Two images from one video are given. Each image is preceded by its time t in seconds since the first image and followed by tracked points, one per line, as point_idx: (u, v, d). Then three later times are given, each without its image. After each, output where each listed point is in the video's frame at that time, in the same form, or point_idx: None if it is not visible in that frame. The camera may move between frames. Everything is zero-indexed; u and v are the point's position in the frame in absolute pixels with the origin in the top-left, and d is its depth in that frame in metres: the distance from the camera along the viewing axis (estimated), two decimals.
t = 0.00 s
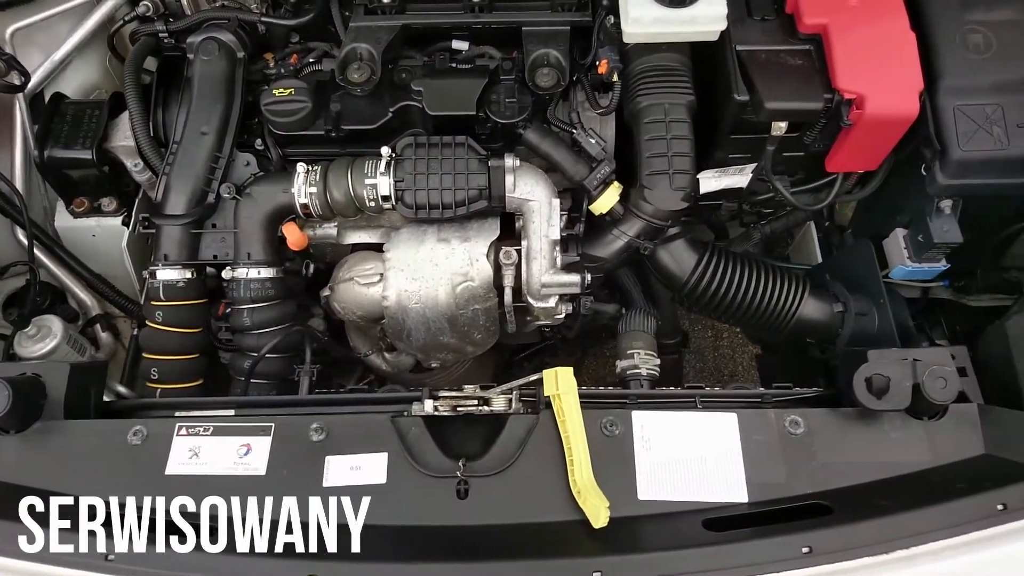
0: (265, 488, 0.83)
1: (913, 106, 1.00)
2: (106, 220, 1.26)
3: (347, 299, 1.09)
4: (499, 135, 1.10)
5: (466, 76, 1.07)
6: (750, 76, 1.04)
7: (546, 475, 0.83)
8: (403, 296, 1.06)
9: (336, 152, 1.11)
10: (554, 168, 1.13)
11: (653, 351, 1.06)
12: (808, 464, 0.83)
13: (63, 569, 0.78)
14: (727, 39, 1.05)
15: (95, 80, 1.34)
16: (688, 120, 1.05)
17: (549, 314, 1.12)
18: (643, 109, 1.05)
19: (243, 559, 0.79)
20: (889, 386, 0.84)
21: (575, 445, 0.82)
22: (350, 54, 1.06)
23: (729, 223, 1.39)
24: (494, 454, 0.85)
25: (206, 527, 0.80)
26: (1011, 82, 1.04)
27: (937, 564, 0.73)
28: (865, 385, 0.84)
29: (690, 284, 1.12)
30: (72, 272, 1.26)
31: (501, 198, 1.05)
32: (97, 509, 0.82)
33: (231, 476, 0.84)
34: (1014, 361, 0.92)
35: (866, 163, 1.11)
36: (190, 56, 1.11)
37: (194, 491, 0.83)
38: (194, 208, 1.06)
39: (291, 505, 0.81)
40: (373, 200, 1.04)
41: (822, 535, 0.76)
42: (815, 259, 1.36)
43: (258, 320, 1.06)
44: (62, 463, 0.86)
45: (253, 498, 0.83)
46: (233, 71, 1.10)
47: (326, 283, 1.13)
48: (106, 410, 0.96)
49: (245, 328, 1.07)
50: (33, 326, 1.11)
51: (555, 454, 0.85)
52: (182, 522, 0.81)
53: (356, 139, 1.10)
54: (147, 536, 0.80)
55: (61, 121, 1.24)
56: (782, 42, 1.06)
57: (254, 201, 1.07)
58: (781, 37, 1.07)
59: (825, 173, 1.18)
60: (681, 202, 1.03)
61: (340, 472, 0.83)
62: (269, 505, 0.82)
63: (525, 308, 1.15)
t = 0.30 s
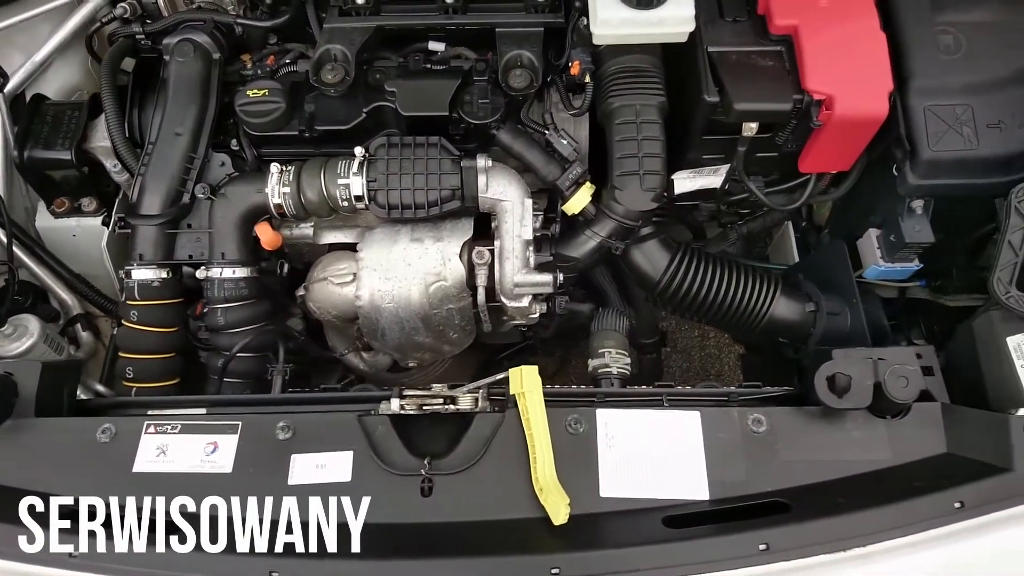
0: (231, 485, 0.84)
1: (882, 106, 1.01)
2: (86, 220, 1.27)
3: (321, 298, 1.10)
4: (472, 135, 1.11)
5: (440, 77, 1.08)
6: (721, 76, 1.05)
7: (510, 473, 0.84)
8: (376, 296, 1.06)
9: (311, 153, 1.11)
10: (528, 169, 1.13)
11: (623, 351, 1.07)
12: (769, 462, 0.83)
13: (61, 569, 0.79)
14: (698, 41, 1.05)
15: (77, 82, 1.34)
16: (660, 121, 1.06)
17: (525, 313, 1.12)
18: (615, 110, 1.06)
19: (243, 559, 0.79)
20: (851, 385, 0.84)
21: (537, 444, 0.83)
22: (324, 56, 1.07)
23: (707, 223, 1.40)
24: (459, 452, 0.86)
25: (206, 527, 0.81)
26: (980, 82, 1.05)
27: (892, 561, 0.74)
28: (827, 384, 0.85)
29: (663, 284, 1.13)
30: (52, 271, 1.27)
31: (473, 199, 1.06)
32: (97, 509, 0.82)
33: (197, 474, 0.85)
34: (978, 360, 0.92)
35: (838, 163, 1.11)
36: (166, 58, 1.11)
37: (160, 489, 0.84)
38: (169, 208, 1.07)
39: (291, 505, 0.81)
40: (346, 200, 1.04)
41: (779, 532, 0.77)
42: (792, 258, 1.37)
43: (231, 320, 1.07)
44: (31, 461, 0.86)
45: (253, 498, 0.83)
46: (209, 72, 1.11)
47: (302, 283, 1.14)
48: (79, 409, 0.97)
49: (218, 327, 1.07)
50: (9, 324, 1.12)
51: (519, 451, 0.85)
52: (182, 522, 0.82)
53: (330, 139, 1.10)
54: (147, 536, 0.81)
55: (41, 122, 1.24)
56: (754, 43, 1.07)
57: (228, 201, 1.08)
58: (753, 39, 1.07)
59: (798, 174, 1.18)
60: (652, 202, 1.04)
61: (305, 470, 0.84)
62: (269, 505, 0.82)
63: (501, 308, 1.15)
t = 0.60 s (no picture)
0: (193, 482, 0.85)
1: (848, 106, 1.01)
2: (63, 219, 1.28)
3: (292, 297, 1.10)
4: (443, 134, 1.11)
5: (411, 76, 1.08)
6: (689, 76, 1.05)
7: (470, 469, 0.84)
8: (346, 295, 1.06)
9: (284, 151, 1.12)
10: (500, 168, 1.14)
11: (593, 349, 1.08)
12: (727, 459, 0.84)
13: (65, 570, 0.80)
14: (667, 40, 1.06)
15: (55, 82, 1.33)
16: (628, 121, 1.06)
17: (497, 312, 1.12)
18: (584, 109, 1.06)
19: (243, 559, 0.80)
20: (809, 382, 0.85)
21: (497, 440, 0.84)
22: (295, 55, 1.08)
23: (683, 223, 1.41)
24: (421, 450, 0.86)
25: (206, 527, 0.82)
26: (948, 81, 1.05)
27: (847, 557, 0.75)
28: (786, 381, 0.86)
29: (633, 282, 1.14)
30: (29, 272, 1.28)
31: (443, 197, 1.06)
32: (97, 509, 0.83)
33: (160, 471, 0.85)
34: (941, 357, 0.93)
35: (808, 162, 1.12)
36: (139, 57, 1.12)
37: (123, 486, 0.85)
38: (141, 206, 1.07)
39: (291, 505, 0.82)
40: (316, 198, 1.05)
41: (734, 528, 0.77)
42: (767, 257, 1.37)
43: (202, 318, 1.07)
44: None
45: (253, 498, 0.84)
46: (182, 71, 1.11)
47: (274, 282, 1.14)
48: (48, 406, 0.97)
49: (189, 325, 1.08)
50: None
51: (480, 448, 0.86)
52: (182, 522, 0.82)
53: (302, 138, 1.11)
54: (147, 536, 0.82)
55: (17, 122, 1.25)
56: (723, 43, 1.07)
57: (199, 199, 1.08)
58: (722, 38, 1.08)
59: (770, 173, 1.19)
60: (620, 201, 1.05)
61: (267, 467, 0.85)
62: (269, 504, 0.82)
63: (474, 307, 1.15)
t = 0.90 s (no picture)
0: (157, 477, 0.85)
1: (815, 104, 1.01)
2: (41, 217, 1.26)
3: (263, 295, 1.11)
4: (414, 132, 1.12)
5: (382, 75, 1.09)
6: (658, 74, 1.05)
7: (431, 465, 0.85)
8: (316, 293, 1.06)
9: (256, 149, 1.13)
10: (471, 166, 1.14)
11: (563, 346, 1.08)
12: (686, 455, 0.84)
13: (67, 570, 0.80)
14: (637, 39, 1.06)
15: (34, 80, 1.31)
16: (598, 119, 1.06)
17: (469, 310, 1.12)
18: (554, 108, 1.07)
19: (243, 559, 0.80)
20: (770, 379, 0.85)
21: (458, 438, 0.84)
22: (266, 53, 1.08)
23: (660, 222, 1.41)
24: (383, 446, 0.86)
25: (207, 527, 0.82)
26: (917, 80, 1.05)
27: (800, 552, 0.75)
28: (746, 377, 0.86)
29: (605, 280, 1.15)
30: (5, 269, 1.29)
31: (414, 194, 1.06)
32: (97, 509, 0.83)
33: (124, 466, 0.86)
34: (905, 355, 0.93)
35: (777, 161, 1.12)
36: (112, 55, 1.13)
37: (87, 481, 0.85)
38: (113, 204, 1.08)
39: (291, 504, 0.82)
40: (287, 195, 1.05)
41: (688, 523, 0.78)
42: (742, 254, 1.37)
43: (174, 315, 1.08)
44: None
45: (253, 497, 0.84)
46: (155, 70, 1.12)
47: (247, 279, 1.15)
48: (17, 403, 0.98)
49: (160, 323, 1.09)
50: None
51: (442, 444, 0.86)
52: (182, 522, 0.82)
53: (274, 136, 1.11)
54: (147, 536, 0.82)
55: None
56: (692, 42, 1.08)
57: (171, 197, 1.08)
58: (692, 37, 1.08)
59: (742, 171, 1.19)
60: (589, 199, 1.05)
61: (230, 463, 0.85)
62: (269, 503, 0.83)
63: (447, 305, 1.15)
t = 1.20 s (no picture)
0: (117, 473, 0.85)
1: (783, 102, 1.01)
2: (14, 214, 1.24)
3: (233, 291, 1.11)
4: (385, 129, 1.12)
5: (350, 71, 1.09)
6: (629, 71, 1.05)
7: (390, 461, 0.85)
8: (285, 290, 1.06)
9: (227, 146, 1.13)
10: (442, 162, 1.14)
11: (532, 343, 1.08)
12: (647, 451, 0.85)
13: (70, 570, 0.80)
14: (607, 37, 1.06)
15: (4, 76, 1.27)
16: (567, 116, 1.06)
17: (440, 307, 1.12)
18: (524, 104, 1.06)
19: (243, 559, 0.80)
20: (730, 374, 0.86)
21: (419, 434, 0.84)
22: (236, 50, 1.08)
23: (636, 219, 1.41)
24: (345, 442, 0.87)
25: (206, 526, 0.81)
26: (887, 77, 1.04)
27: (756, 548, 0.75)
28: (706, 373, 0.86)
29: (576, 277, 1.15)
30: None
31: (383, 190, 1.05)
32: (97, 509, 0.82)
33: (85, 461, 0.86)
34: (869, 352, 0.93)
35: (747, 158, 1.13)
36: (83, 52, 1.13)
37: (49, 476, 0.85)
38: (83, 201, 1.08)
39: (291, 505, 0.82)
40: (255, 191, 1.05)
41: (645, 519, 0.78)
42: (718, 252, 1.37)
43: (143, 312, 1.08)
44: None
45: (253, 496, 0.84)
46: (125, 67, 1.12)
47: (217, 276, 1.15)
48: None
49: (129, 319, 1.09)
50: None
51: (403, 441, 0.86)
52: (181, 521, 0.81)
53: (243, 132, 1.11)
54: (147, 536, 0.81)
55: None
56: (662, 39, 1.07)
57: (141, 193, 1.08)
58: (661, 34, 1.08)
59: (714, 169, 1.19)
60: (558, 196, 1.05)
61: (191, 459, 0.85)
62: (269, 503, 0.82)
63: (418, 302, 1.15)
